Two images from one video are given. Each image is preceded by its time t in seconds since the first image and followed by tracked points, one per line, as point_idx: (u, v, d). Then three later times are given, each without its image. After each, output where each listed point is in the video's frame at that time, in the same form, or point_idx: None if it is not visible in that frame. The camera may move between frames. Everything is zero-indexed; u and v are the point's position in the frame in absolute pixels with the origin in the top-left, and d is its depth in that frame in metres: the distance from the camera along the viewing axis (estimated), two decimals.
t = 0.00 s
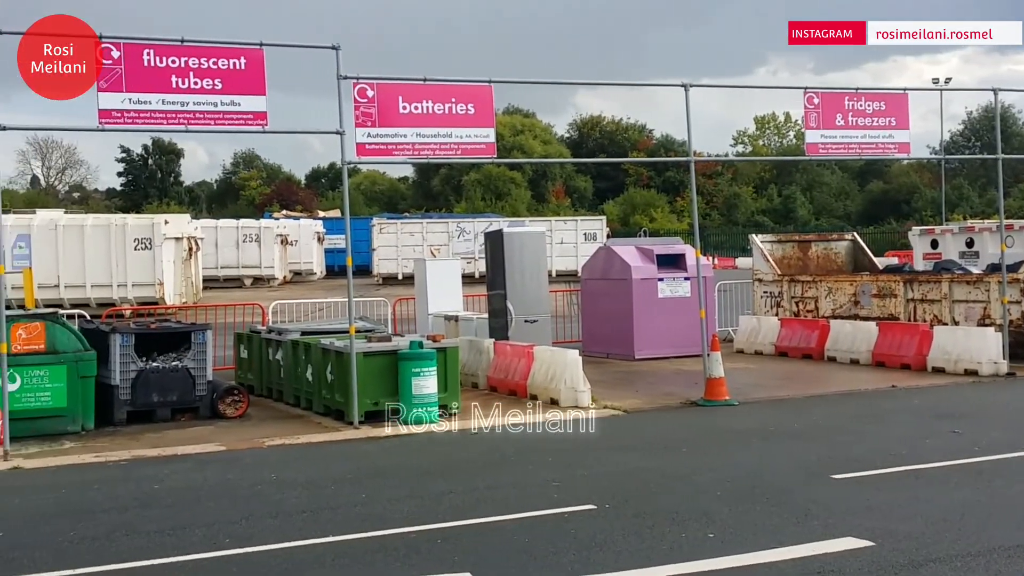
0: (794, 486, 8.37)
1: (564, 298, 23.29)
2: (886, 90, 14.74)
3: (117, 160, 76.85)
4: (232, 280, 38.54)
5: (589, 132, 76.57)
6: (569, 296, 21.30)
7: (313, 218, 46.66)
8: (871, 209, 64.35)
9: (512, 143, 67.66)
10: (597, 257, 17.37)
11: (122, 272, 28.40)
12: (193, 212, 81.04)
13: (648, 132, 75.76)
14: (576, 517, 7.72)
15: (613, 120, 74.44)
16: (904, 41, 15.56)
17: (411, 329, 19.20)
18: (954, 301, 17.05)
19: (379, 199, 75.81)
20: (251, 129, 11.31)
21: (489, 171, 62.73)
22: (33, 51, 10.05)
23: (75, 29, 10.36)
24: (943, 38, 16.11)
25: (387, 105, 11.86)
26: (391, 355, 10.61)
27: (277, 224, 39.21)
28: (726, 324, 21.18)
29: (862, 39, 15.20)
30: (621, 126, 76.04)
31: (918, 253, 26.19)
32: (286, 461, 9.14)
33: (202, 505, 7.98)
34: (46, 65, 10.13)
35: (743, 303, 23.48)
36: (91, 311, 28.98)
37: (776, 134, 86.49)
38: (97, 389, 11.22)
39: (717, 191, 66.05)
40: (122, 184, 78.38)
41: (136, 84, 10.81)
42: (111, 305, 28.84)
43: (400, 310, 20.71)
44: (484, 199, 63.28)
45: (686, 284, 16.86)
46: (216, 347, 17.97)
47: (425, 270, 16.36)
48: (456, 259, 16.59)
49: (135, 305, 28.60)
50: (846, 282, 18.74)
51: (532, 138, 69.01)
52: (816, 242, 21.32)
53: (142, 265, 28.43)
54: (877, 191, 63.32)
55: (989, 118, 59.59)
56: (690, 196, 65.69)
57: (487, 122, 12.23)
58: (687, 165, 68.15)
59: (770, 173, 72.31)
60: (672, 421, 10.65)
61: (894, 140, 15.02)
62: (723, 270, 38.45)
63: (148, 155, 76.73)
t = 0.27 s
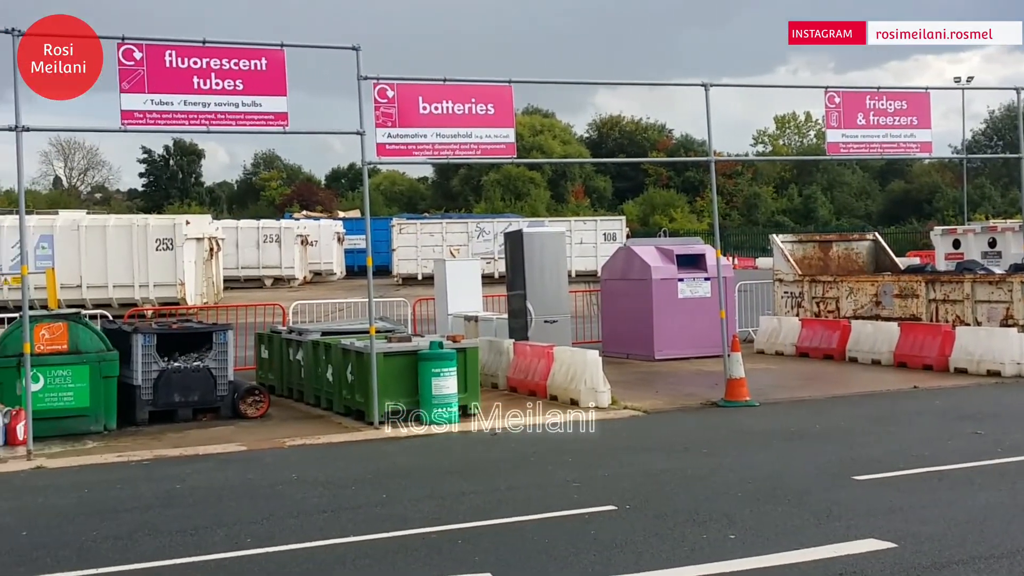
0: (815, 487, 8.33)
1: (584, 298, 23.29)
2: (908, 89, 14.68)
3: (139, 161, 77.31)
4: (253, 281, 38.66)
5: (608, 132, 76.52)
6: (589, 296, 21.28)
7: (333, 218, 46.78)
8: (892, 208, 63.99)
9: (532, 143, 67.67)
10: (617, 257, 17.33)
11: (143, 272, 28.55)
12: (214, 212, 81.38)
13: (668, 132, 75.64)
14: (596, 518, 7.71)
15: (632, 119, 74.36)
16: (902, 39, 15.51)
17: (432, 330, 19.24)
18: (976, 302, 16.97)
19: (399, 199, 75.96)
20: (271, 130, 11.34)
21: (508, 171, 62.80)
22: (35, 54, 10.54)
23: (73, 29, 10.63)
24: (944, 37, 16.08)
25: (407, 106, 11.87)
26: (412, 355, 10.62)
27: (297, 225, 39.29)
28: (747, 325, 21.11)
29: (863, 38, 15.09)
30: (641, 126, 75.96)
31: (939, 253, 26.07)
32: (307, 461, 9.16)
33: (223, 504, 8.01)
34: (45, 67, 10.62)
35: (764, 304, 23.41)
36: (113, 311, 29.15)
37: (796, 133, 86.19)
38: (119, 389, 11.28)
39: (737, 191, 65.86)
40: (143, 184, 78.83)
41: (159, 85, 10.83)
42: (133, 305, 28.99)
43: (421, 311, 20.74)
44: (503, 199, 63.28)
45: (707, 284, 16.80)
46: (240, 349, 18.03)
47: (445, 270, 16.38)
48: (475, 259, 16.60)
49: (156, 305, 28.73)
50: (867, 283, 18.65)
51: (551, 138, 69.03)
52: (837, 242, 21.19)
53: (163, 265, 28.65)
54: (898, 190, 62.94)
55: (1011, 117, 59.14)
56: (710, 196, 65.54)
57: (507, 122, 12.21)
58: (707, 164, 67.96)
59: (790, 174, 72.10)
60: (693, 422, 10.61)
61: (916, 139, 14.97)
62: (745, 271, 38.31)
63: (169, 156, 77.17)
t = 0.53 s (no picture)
0: (836, 488, 8.30)
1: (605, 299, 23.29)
2: (929, 88, 14.62)
3: (160, 162, 77.85)
4: (274, 280, 38.79)
5: (628, 132, 76.49)
6: (610, 296, 21.25)
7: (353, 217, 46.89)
8: (914, 208, 63.60)
9: (551, 143, 67.65)
10: (637, 257, 17.32)
11: (165, 272, 28.64)
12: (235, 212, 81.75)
13: (688, 132, 75.51)
14: (616, 518, 7.70)
15: (652, 119, 74.28)
16: (897, 41, 15.31)
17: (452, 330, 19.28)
18: (998, 303, 16.87)
19: (419, 199, 76.07)
20: (293, 130, 11.37)
21: (528, 171, 62.86)
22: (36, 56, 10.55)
23: (73, 29, 10.63)
24: (942, 38, 15.93)
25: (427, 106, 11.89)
26: (432, 355, 10.66)
27: (319, 225, 39.33)
28: (767, 325, 21.03)
29: (860, 39, 14.81)
30: (660, 125, 75.88)
31: (962, 254, 25.91)
32: (328, 460, 9.17)
33: (244, 503, 8.04)
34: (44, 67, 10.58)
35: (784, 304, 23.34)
36: (135, 311, 29.33)
37: (818, 133, 85.87)
38: (141, 388, 11.33)
39: (757, 191, 65.70)
40: (165, 184, 79.35)
41: (181, 86, 10.85)
42: (155, 305, 29.10)
43: (442, 311, 20.78)
44: (523, 199, 63.28)
45: (727, 284, 16.78)
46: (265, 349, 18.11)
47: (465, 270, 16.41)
48: (495, 259, 16.59)
49: (178, 305, 28.86)
50: (888, 283, 18.57)
51: (571, 138, 69.07)
52: (859, 242, 21.13)
53: (185, 264, 28.69)
54: (920, 190, 62.53)
55: None
56: (731, 196, 65.39)
57: (527, 122, 12.22)
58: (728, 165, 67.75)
59: (811, 174, 71.81)
60: (712, 423, 10.59)
61: (938, 138, 14.91)
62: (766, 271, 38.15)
63: (191, 156, 77.64)
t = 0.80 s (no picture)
0: (860, 491, 8.26)
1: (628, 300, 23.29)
2: (953, 89, 14.56)
3: (183, 161, 78.37)
4: (296, 279, 38.92)
5: (649, 132, 76.37)
6: (631, 297, 21.28)
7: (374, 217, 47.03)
8: (937, 209, 63.23)
9: (571, 143, 67.63)
10: (659, 257, 17.33)
11: (189, 270, 28.72)
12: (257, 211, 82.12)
13: (709, 133, 75.35)
14: (639, 519, 7.70)
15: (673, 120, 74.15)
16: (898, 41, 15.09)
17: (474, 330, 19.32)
18: None
19: (440, 199, 76.18)
20: (315, 130, 11.42)
21: (549, 171, 62.88)
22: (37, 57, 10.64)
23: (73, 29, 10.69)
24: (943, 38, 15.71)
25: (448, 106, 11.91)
26: (453, 355, 10.68)
27: (342, 225, 39.43)
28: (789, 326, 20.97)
29: (861, 37, 14.67)
30: (681, 126, 75.73)
31: (986, 256, 25.75)
32: (351, 459, 9.20)
33: (268, 501, 8.08)
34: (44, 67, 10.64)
35: (807, 306, 23.26)
36: (158, 308, 29.44)
37: (840, 133, 85.49)
38: (166, 385, 11.40)
39: (779, 191, 65.48)
40: (187, 183, 79.84)
41: (205, 86, 10.93)
42: (178, 302, 29.14)
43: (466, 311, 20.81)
44: (544, 199, 63.26)
45: (749, 285, 16.75)
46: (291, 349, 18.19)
47: (486, 270, 16.45)
48: (517, 259, 16.61)
49: (201, 303, 28.94)
50: (911, 285, 18.51)
51: (591, 138, 69.05)
52: (882, 244, 21.13)
53: (208, 263, 28.75)
54: (943, 191, 62.14)
55: None
56: (752, 196, 65.20)
57: (549, 122, 12.24)
58: (749, 165, 67.53)
59: (833, 175, 71.50)
60: (735, 424, 10.57)
61: (961, 139, 14.84)
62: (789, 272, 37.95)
63: (213, 154, 78.09)
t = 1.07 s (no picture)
0: (887, 492, 8.16)
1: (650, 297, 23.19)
2: (981, 88, 14.38)
3: (208, 162, 79.06)
4: (319, 279, 39.14)
5: (673, 132, 76.20)
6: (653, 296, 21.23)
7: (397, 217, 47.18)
8: (964, 209, 62.63)
9: (594, 144, 67.54)
10: (682, 257, 17.22)
11: (213, 270, 28.94)
12: (280, 212, 82.66)
13: (732, 133, 75.07)
14: (663, 520, 7.64)
15: (697, 120, 73.90)
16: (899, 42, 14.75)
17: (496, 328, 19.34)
18: None
19: (462, 199, 76.39)
20: (338, 131, 11.48)
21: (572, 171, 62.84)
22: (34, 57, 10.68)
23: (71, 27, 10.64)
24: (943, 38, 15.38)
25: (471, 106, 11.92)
26: (476, 354, 10.66)
27: (364, 225, 39.60)
28: (814, 326, 20.79)
29: (861, 37, 14.36)
30: (705, 126, 75.46)
31: (1014, 255, 25.42)
32: (374, 457, 9.20)
33: (292, 499, 8.09)
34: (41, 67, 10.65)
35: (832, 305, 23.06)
36: (183, 307, 29.70)
37: (865, 133, 84.92)
38: (191, 383, 11.46)
39: (804, 191, 65.09)
40: (211, 185, 80.53)
41: (228, 87, 11.03)
42: (202, 302, 29.40)
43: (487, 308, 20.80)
44: (566, 199, 63.21)
45: (774, 285, 16.61)
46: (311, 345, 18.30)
47: (508, 270, 16.42)
48: (538, 258, 16.62)
49: (225, 303, 29.16)
50: (939, 285, 18.32)
51: (614, 138, 68.95)
52: (908, 244, 20.88)
53: (232, 263, 29.02)
54: (970, 191, 61.54)
55: None
56: (776, 196, 64.85)
57: (571, 122, 12.22)
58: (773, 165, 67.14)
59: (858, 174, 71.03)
60: (760, 425, 10.47)
61: (990, 139, 14.65)
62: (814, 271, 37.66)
63: (238, 156, 78.69)
